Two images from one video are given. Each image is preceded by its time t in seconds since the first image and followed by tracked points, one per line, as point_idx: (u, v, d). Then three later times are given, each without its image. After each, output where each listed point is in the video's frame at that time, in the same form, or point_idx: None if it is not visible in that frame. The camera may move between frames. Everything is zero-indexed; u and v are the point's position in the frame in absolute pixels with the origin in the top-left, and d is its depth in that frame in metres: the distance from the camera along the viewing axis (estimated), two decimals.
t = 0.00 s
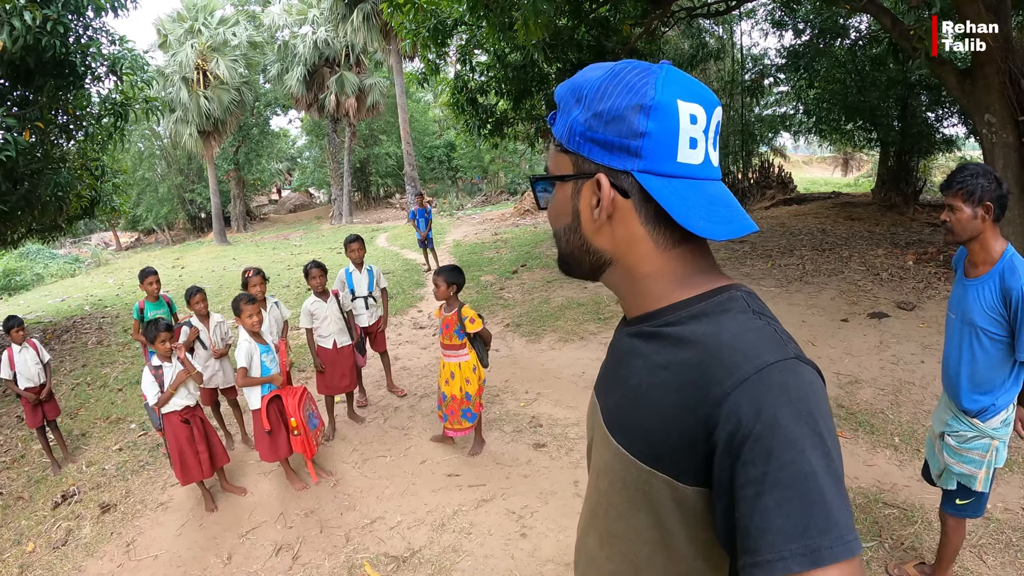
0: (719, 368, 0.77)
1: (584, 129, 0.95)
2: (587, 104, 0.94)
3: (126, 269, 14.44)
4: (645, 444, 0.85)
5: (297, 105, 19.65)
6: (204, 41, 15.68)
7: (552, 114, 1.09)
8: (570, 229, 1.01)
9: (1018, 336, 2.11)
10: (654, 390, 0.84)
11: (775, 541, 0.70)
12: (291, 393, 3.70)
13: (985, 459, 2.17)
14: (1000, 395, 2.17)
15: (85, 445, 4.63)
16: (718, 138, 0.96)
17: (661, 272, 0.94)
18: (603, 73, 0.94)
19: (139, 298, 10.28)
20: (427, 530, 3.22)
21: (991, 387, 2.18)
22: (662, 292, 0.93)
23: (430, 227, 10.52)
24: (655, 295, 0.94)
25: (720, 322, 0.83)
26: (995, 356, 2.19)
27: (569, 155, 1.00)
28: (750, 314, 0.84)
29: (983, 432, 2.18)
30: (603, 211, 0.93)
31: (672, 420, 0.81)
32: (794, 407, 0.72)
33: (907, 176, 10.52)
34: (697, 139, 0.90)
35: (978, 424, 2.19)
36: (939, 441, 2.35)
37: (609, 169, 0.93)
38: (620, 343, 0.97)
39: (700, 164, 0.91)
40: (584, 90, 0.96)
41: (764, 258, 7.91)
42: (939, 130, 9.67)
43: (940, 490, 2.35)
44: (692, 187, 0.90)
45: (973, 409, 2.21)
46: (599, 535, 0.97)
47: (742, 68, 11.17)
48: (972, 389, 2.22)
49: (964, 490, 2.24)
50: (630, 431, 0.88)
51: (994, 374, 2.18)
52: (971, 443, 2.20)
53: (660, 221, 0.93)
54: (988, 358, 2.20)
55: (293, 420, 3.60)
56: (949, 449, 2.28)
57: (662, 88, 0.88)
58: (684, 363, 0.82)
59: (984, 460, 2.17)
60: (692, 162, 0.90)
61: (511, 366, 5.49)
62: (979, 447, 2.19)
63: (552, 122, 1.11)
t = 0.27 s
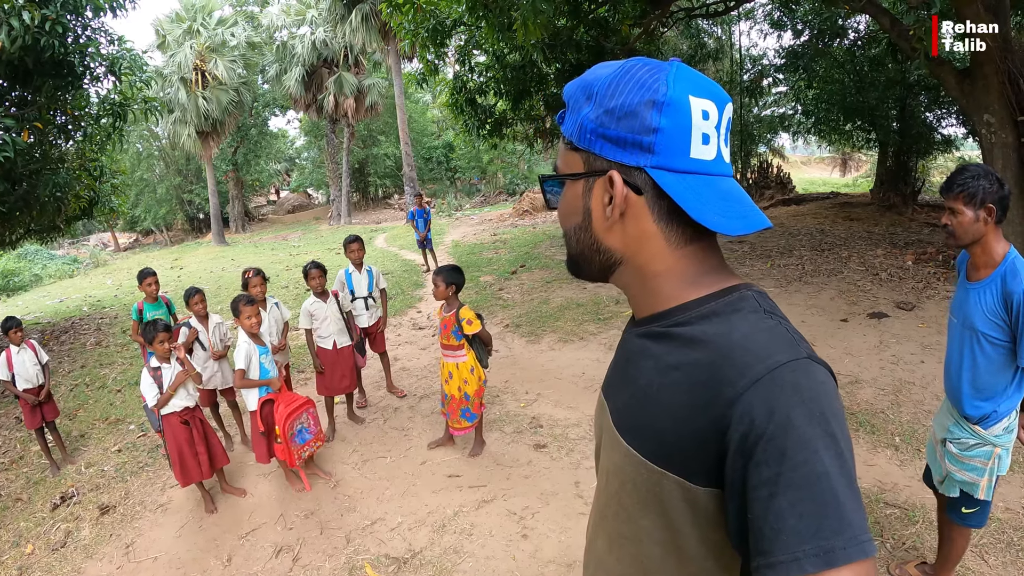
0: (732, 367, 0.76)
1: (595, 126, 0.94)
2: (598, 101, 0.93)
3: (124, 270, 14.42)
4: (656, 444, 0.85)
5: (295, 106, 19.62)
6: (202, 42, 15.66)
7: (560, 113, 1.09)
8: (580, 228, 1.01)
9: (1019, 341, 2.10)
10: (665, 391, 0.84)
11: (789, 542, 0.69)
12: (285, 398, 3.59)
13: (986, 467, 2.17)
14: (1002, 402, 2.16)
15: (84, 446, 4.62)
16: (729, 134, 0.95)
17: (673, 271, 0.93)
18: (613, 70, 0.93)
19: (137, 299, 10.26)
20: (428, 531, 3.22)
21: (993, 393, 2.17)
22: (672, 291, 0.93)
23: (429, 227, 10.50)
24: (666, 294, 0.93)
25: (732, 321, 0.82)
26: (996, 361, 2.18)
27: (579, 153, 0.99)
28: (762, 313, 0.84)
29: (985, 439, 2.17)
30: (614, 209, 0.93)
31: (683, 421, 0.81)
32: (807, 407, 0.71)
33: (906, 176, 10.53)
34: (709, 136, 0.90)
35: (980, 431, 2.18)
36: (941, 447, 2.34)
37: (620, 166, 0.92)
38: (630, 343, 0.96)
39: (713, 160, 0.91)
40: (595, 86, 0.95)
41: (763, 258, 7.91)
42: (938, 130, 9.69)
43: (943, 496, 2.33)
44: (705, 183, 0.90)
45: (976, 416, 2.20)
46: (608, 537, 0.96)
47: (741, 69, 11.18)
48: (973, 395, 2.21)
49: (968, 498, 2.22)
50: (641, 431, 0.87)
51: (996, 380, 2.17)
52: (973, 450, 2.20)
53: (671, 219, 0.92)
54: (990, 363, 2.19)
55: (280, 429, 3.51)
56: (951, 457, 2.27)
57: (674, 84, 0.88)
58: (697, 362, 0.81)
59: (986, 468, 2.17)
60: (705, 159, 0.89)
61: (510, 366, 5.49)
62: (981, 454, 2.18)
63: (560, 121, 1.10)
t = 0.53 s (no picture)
0: (726, 368, 0.77)
1: (590, 125, 0.94)
2: (593, 101, 0.93)
3: (122, 271, 14.41)
4: (651, 444, 0.85)
5: (293, 106, 19.60)
6: (200, 43, 15.64)
7: (557, 113, 1.09)
8: (574, 227, 1.01)
9: (1016, 349, 2.10)
10: (660, 392, 0.84)
11: (783, 542, 0.70)
12: (276, 405, 3.65)
13: (985, 472, 2.17)
14: (1002, 409, 2.16)
15: (82, 447, 4.61)
16: (724, 135, 0.96)
17: (666, 271, 0.93)
18: (608, 70, 0.94)
19: (135, 299, 10.24)
20: (426, 532, 3.22)
21: (992, 400, 2.17)
22: (667, 291, 0.93)
23: (427, 228, 10.49)
24: (659, 294, 0.94)
25: (726, 322, 0.83)
26: (994, 368, 2.18)
27: (574, 152, 1.00)
28: (758, 313, 0.84)
29: (984, 446, 2.18)
30: (608, 208, 0.93)
31: (679, 421, 0.81)
32: (802, 407, 0.72)
33: (904, 176, 10.55)
34: (703, 136, 0.90)
35: (980, 437, 2.20)
36: (940, 450, 2.35)
37: (614, 166, 0.92)
38: (625, 343, 0.97)
39: (706, 161, 0.91)
40: (589, 86, 0.96)
41: (761, 258, 7.92)
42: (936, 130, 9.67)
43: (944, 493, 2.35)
44: (699, 183, 0.90)
45: (975, 422, 2.21)
46: (604, 535, 0.97)
47: (739, 69, 11.20)
48: (973, 402, 2.22)
49: (968, 502, 2.24)
50: (636, 431, 0.87)
51: (995, 387, 2.17)
52: (972, 456, 2.21)
53: (665, 219, 0.92)
54: (988, 371, 2.19)
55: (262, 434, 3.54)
56: (950, 460, 2.28)
57: (668, 84, 0.88)
58: (692, 363, 0.81)
59: (985, 473, 2.17)
60: (698, 159, 0.90)
61: (509, 367, 5.49)
62: (979, 460, 2.19)
63: (557, 120, 1.11)
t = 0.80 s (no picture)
0: (723, 365, 0.77)
1: (586, 125, 0.94)
2: (588, 100, 0.94)
3: (120, 272, 14.38)
4: (649, 441, 0.85)
5: (292, 107, 19.59)
6: (199, 43, 15.63)
7: (554, 112, 1.09)
8: (572, 226, 1.01)
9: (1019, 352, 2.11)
10: (658, 389, 0.84)
11: (780, 539, 0.70)
12: (268, 406, 3.62)
13: (986, 473, 2.18)
14: (1003, 411, 2.17)
15: (81, 448, 4.60)
16: (720, 132, 0.96)
17: (663, 269, 0.94)
18: (604, 69, 0.94)
19: (134, 300, 10.23)
20: (425, 532, 3.22)
21: (993, 403, 2.18)
22: (664, 289, 0.93)
23: (426, 228, 10.48)
24: (656, 292, 0.94)
25: (723, 319, 0.83)
26: (995, 370, 2.18)
27: (571, 152, 1.00)
28: (754, 311, 0.84)
29: (985, 447, 2.19)
30: (604, 207, 0.93)
31: (677, 419, 0.81)
32: (799, 403, 0.72)
33: (902, 177, 10.57)
34: (698, 134, 0.90)
35: (980, 438, 2.20)
36: (939, 451, 2.35)
37: (610, 164, 0.93)
38: (623, 341, 0.97)
39: (702, 158, 0.91)
40: (586, 86, 0.96)
41: (760, 259, 7.93)
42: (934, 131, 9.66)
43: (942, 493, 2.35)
44: (694, 181, 0.90)
45: (976, 423, 2.21)
46: (602, 533, 0.97)
47: (737, 70, 11.22)
48: (974, 404, 2.22)
49: (967, 502, 2.25)
50: (635, 429, 0.87)
51: (996, 389, 2.18)
52: (972, 456, 2.21)
53: (661, 217, 0.92)
54: (989, 373, 2.20)
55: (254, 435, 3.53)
56: (951, 461, 2.29)
57: (663, 83, 0.88)
58: (689, 360, 0.81)
59: (986, 474, 2.18)
60: (694, 157, 0.90)
61: (507, 367, 5.49)
62: (980, 461, 2.19)
63: (553, 120, 1.11)
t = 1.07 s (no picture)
0: (724, 370, 0.77)
1: (583, 130, 0.94)
2: (586, 105, 0.94)
3: (118, 273, 14.35)
4: (650, 446, 0.85)
5: (290, 108, 19.58)
6: (197, 44, 15.61)
7: (552, 117, 1.09)
8: (571, 230, 1.01)
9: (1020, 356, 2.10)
10: (659, 393, 0.84)
11: (782, 544, 0.69)
12: (262, 406, 3.60)
13: (986, 473, 2.18)
14: (1003, 412, 2.17)
15: (79, 450, 4.59)
16: (717, 136, 0.95)
17: (662, 273, 0.93)
18: (601, 74, 0.94)
19: (131, 301, 10.20)
20: (423, 534, 3.21)
21: (993, 404, 2.18)
22: (663, 293, 0.93)
23: (424, 229, 10.46)
24: (656, 297, 0.94)
25: (724, 324, 0.83)
26: (996, 373, 2.18)
27: (569, 156, 1.00)
28: (755, 316, 0.84)
29: (985, 447, 2.19)
30: (601, 212, 0.93)
31: (678, 423, 0.81)
32: (800, 408, 0.72)
33: (900, 178, 10.58)
34: (695, 137, 0.90)
35: (980, 439, 2.20)
36: (938, 452, 2.36)
37: (607, 169, 0.93)
38: (624, 345, 0.96)
39: (699, 162, 0.91)
40: (583, 92, 0.96)
41: (758, 260, 7.94)
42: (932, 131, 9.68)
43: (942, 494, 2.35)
44: (691, 185, 0.90)
45: (976, 424, 2.21)
46: (604, 538, 0.97)
47: (735, 71, 11.24)
48: (975, 404, 2.22)
49: (966, 502, 2.25)
50: (636, 434, 0.87)
51: (996, 392, 2.18)
52: (972, 457, 2.21)
53: (659, 221, 0.92)
54: (990, 375, 2.19)
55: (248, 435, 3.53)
56: (950, 461, 2.29)
57: (659, 87, 0.88)
58: (689, 365, 0.81)
59: (986, 475, 2.18)
60: (690, 161, 0.90)
61: (506, 368, 5.49)
62: (981, 462, 2.20)
63: (552, 125, 1.11)
